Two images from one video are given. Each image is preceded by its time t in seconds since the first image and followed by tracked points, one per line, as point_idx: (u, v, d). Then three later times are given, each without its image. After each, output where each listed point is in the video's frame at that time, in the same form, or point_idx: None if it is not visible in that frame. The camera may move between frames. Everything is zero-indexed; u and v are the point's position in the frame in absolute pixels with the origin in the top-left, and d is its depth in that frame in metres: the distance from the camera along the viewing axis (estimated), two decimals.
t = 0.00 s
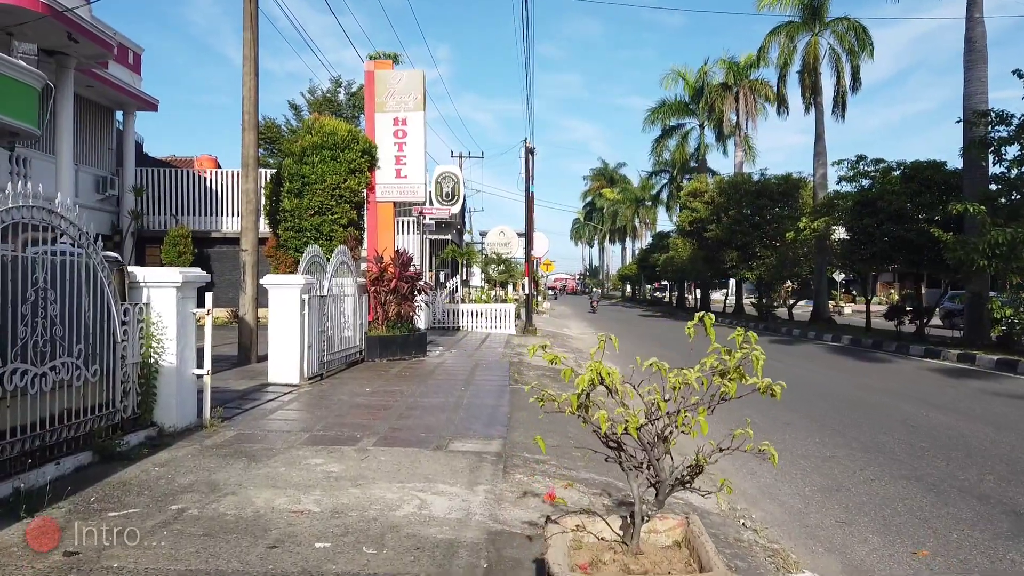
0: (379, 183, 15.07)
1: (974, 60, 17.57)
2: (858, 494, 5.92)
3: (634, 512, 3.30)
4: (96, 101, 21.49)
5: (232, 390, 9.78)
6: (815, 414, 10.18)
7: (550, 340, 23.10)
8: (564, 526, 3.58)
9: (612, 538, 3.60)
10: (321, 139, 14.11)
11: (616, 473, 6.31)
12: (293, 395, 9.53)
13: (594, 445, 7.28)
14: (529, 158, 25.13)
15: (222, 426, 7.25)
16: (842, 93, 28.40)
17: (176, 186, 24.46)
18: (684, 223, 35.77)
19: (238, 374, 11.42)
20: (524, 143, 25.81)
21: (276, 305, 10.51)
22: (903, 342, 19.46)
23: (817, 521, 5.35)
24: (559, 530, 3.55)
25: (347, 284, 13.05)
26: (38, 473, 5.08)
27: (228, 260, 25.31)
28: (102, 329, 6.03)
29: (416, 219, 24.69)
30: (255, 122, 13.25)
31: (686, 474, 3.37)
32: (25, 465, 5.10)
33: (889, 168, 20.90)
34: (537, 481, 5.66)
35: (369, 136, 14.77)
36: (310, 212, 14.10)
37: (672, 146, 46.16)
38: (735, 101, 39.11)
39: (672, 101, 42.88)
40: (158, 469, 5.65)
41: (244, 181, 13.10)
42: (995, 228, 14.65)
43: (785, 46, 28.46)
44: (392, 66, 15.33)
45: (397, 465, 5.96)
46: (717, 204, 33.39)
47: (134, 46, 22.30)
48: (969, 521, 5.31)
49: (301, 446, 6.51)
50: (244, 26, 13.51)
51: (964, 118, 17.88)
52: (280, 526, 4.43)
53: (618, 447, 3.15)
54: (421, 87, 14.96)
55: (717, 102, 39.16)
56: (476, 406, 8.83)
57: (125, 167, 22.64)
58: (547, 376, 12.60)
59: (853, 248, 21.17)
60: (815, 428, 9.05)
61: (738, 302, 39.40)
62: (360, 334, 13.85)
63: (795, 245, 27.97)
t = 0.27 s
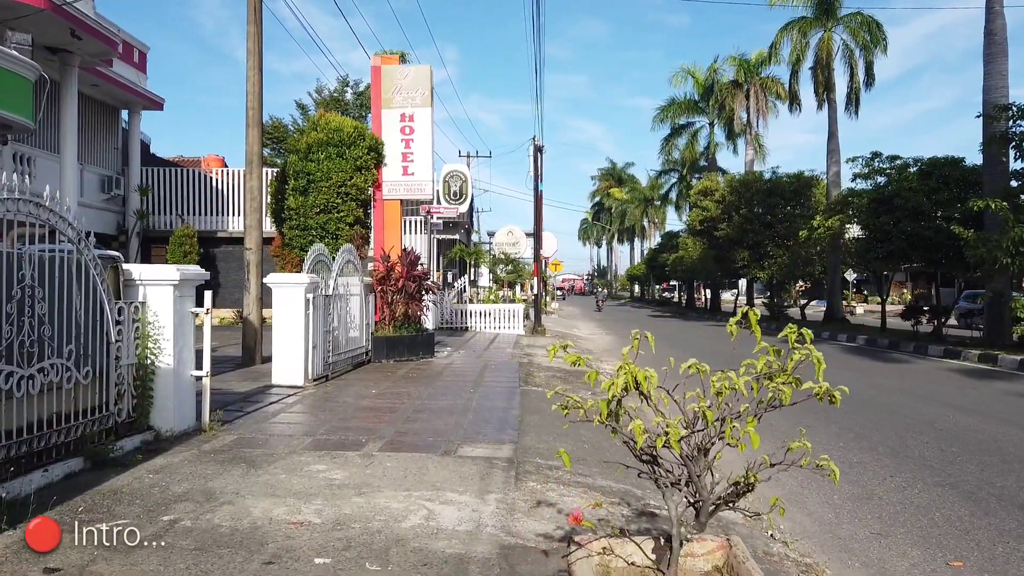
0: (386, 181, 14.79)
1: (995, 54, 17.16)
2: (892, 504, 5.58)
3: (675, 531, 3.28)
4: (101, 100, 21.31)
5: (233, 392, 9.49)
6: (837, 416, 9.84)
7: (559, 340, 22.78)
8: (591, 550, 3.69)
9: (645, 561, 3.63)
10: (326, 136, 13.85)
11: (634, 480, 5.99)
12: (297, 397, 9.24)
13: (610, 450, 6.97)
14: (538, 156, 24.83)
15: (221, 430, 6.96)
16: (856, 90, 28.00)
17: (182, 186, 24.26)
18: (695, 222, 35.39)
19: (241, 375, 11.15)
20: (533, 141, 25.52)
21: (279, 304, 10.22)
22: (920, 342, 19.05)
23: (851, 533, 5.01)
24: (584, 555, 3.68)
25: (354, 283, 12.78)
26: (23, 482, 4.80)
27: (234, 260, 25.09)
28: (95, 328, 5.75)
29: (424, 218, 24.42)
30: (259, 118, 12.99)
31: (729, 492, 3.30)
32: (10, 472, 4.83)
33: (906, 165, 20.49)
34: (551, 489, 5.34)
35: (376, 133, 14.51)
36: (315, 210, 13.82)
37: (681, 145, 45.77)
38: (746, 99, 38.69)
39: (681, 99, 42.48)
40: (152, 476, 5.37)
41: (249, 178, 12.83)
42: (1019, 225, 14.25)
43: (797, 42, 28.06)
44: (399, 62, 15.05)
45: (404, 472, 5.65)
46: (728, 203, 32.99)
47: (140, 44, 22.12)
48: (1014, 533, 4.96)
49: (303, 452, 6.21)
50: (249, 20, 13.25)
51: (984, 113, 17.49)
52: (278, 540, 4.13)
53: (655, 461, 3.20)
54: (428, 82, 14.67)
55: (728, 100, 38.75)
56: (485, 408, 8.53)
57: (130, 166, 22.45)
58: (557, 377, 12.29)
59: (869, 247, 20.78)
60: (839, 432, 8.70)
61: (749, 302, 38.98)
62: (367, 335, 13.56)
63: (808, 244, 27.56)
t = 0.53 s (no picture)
0: (396, 180, 14.52)
1: (1019, 48, 16.73)
2: (934, 521, 5.26)
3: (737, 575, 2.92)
4: (109, 99, 21.17)
5: (241, 398, 9.24)
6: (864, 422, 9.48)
7: (571, 341, 22.48)
8: None
9: None
10: (335, 134, 13.59)
11: (657, 494, 5.68)
12: (306, 403, 8.98)
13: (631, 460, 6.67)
14: (550, 154, 24.52)
15: (227, 439, 6.69)
16: (873, 86, 27.55)
17: (192, 186, 24.09)
18: (708, 221, 35.00)
19: (249, 379, 10.90)
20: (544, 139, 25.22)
21: (287, 307, 9.97)
22: (941, 343, 18.64)
23: (893, 553, 4.69)
24: None
25: (364, 284, 12.51)
26: (15, 498, 4.58)
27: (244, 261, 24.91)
28: (93, 334, 5.49)
29: (435, 218, 24.17)
30: (267, 116, 12.74)
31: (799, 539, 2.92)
32: (2, 487, 4.60)
33: (926, 162, 20.06)
34: (572, 505, 5.04)
35: (386, 131, 14.26)
36: (324, 210, 13.57)
37: (693, 143, 45.36)
38: (760, 96, 38.25)
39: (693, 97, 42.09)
40: (152, 491, 5.11)
41: (256, 178, 12.60)
42: None
43: (813, 38, 27.64)
44: (410, 58, 14.78)
45: (416, 485, 5.37)
46: (743, 201, 32.58)
47: (148, 42, 21.97)
48: None
49: (311, 463, 5.93)
50: (257, 17, 13.00)
51: (1008, 109, 17.08)
52: (283, 564, 3.86)
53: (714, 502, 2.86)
54: (439, 79, 14.39)
55: (741, 98, 38.33)
56: (500, 415, 8.23)
57: (139, 166, 22.32)
58: (572, 380, 11.99)
59: (889, 246, 20.36)
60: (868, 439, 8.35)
61: (762, 302, 38.54)
62: (377, 337, 13.30)
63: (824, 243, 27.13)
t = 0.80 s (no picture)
0: (414, 177, 14.27)
1: None
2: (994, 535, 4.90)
3: None
4: (126, 97, 21.10)
5: (256, 398, 9.01)
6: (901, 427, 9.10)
7: (590, 341, 22.16)
8: None
9: None
10: (352, 130, 13.36)
11: (694, 503, 5.37)
12: (323, 404, 8.73)
13: (663, 467, 6.35)
14: (568, 152, 24.19)
15: (241, 442, 6.44)
16: (897, 82, 27.02)
17: (208, 184, 23.99)
18: (728, 220, 34.53)
19: (265, 379, 10.68)
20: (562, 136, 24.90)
21: (304, 305, 9.74)
22: (972, 344, 18.15)
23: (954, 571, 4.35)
24: None
25: (381, 282, 12.27)
26: (19, 505, 4.33)
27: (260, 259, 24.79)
28: (102, 332, 5.26)
29: (452, 216, 23.93)
30: (283, 111, 12.52)
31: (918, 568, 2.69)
32: (6, 493, 4.36)
33: (956, 158, 19.57)
34: (606, 516, 4.74)
35: (403, 127, 13.96)
36: (341, 207, 13.33)
37: (712, 141, 44.87)
38: (780, 93, 37.73)
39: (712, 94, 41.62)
40: (162, 497, 4.87)
41: (272, 174, 12.38)
42: None
43: (836, 33, 27.14)
44: (427, 53, 14.53)
45: (439, 493, 5.09)
46: (763, 200, 32.10)
47: (165, 40, 21.90)
48: None
49: (329, 468, 5.67)
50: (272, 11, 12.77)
51: None
52: None
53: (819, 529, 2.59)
54: (457, 74, 14.12)
55: (761, 95, 37.83)
56: (522, 417, 7.94)
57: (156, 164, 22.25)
58: (594, 381, 11.67)
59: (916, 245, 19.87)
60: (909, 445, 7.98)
61: (782, 302, 37.99)
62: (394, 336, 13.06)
63: (848, 242, 26.63)
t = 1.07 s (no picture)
0: (432, 179, 14.05)
1: None
2: None
3: None
4: (144, 98, 21.10)
5: (273, 407, 8.81)
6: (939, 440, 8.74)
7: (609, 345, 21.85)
8: None
9: None
10: (371, 131, 13.16)
11: (730, 526, 5.08)
12: (341, 413, 8.52)
13: (694, 486, 6.07)
14: (587, 153, 23.90)
15: (257, 456, 6.24)
16: (925, 80, 26.48)
17: (227, 186, 23.93)
18: (749, 221, 34.06)
19: (282, 385, 10.51)
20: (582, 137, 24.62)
21: (322, 311, 9.55)
22: (1004, 350, 17.66)
23: None
24: None
25: (399, 287, 12.07)
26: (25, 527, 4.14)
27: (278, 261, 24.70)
28: (113, 344, 5.07)
29: (470, 218, 23.71)
30: (301, 112, 12.34)
31: None
32: (12, 514, 4.17)
33: (987, 158, 19.07)
34: (639, 542, 4.48)
35: (422, 128, 13.73)
36: (359, 210, 13.14)
37: (732, 141, 44.37)
38: (803, 92, 37.19)
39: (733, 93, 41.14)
40: (174, 518, 4.67)
41: (290, 176, 12.19)
42: None
43: (862, 30, 26.65)
44: (447, 53, 14.32)
45: (462, 514, 4.85)
46: (786, 200, 31.60)
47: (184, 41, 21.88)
48: None
49: (347, 485, 5.44)
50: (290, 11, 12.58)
51: None
52: None
53: None
54: (477, 74, 13.88)
55: (783, 94, 37.30)
56: (546, 428, 7.68)
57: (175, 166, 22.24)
58: (617, 388, 11.37)
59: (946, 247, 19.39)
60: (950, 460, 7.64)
61: (805, 304, 37.41)
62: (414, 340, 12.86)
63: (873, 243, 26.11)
